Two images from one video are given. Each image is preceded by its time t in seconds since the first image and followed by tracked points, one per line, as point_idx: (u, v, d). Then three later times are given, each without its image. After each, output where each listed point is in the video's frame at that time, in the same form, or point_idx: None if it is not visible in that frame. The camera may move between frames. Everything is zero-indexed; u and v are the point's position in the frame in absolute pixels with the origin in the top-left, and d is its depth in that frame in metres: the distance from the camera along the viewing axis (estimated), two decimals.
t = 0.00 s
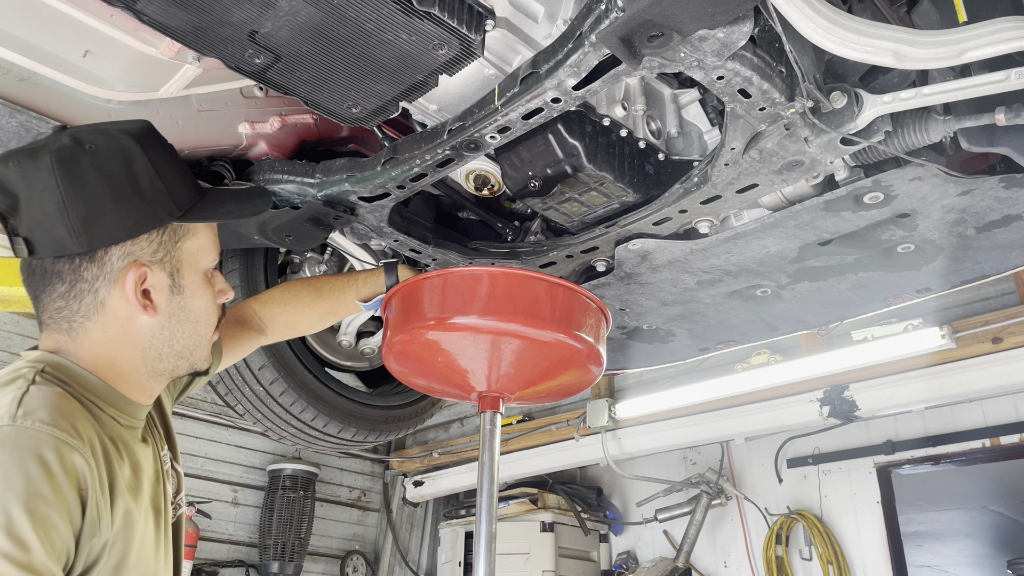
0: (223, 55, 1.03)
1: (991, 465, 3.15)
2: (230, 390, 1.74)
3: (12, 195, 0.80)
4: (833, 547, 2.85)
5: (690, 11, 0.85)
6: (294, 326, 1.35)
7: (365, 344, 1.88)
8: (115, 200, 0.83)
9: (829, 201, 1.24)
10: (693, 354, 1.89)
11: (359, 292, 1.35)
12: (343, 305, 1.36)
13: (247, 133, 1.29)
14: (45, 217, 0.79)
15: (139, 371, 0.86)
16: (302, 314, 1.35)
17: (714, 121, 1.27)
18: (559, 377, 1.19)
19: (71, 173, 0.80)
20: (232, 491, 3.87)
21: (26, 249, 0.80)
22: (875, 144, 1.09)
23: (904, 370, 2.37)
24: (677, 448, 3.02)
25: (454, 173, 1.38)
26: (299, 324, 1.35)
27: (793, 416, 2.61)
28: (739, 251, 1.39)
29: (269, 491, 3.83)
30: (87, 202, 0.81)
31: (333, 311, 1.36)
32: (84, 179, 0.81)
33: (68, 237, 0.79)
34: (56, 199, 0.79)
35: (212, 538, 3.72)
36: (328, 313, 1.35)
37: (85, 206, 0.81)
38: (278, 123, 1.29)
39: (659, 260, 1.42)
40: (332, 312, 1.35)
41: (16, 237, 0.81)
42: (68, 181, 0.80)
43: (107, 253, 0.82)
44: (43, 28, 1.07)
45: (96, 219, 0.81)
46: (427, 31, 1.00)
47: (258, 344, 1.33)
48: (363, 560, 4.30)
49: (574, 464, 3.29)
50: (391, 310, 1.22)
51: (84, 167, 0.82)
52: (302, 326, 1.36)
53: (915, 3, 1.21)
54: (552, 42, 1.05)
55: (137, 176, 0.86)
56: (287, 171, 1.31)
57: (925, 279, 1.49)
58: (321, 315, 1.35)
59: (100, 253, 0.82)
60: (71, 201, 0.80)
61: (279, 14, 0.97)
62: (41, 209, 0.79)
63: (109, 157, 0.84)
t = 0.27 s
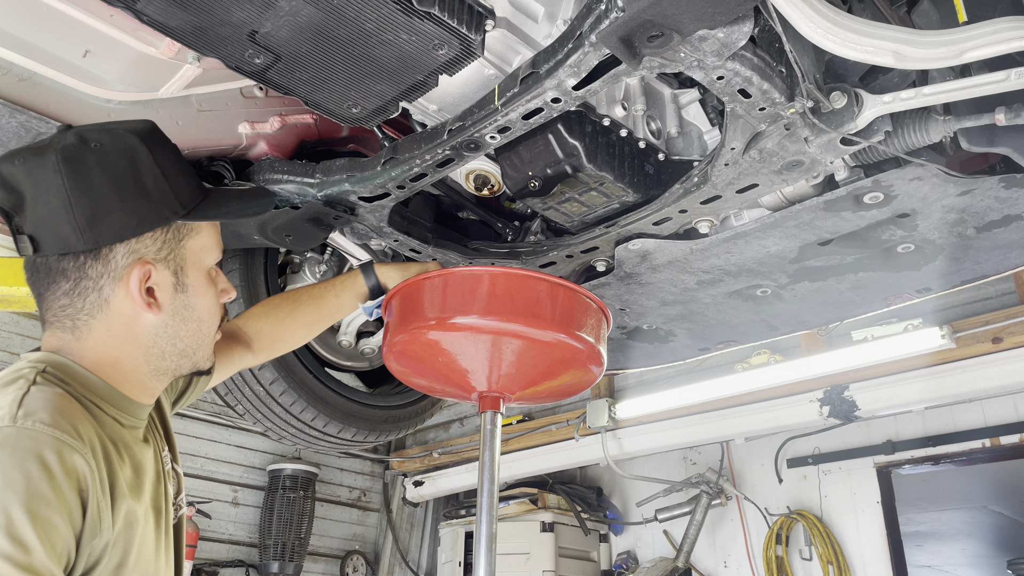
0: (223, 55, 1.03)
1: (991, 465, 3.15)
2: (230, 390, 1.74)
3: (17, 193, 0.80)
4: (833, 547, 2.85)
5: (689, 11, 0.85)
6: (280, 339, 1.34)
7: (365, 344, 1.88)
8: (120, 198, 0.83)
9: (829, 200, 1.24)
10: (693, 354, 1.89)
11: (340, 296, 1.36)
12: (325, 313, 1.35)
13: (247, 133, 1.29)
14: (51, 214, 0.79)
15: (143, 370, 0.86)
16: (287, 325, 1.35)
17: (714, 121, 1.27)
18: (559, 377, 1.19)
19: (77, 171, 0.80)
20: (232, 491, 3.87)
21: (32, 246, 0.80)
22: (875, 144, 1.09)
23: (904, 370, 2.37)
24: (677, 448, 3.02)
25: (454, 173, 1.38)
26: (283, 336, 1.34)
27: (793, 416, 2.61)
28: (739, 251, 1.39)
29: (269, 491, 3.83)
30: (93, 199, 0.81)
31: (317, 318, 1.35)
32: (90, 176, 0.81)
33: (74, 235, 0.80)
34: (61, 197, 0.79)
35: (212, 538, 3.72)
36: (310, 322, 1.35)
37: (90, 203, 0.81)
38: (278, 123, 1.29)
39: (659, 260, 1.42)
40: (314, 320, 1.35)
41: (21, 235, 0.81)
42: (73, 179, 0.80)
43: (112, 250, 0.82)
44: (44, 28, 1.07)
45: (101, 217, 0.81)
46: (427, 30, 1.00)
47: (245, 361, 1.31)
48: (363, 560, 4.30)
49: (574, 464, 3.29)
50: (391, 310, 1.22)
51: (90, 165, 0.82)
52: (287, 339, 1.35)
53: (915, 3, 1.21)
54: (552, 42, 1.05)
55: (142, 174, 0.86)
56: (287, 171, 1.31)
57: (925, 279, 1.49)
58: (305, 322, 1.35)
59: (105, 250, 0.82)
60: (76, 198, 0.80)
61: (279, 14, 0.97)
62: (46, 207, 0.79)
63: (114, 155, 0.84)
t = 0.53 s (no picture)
0: (223, 55, 1.03)
1: (991, 465, 3.15)
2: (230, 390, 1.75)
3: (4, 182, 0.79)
4: (833, 547, 2.85)
5: (689, 10, 0.85)
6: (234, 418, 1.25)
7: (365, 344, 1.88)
8: (108, 187, 0.84)
9: (829, 200, 1.24)
10: (693, 354, 1.89)
11: (276, 352, 1.31)
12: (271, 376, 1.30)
13: (247, 133, 1.29)
14: (40, 202, 0.80)
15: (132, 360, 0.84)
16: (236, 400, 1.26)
17: (714, 121, 1.27)
18: (559, 377, 1.19)
19: (66, 159, 0.81)
20: (232, 491, 3.87)
21: (18, 237, 0.79)
22: (875, 144, 1.09)
23: (904, 369, 2.37)
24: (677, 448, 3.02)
25: (454, 173, 1.38)
26: (237, 413, 1.26)
27: (793, 416, 2.61)
28: (739, 251, 1.39)
29: (269, 491, 3.83)
30: (82, 186, 0.82)
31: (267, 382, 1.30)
32: (79, 165, 0.82)
33: (63, 222, 0.80)
34: (50, 184, 0.80)
35: (212, 538, 3.72)
36: (260, 390, 1.28)
37: (79, 190, 0.81)
38: (278, 123, 1.29)
39: (659, 261, 1.42)
40: (263, 388, 1.29)
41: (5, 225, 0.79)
42: (63, 167, 0.81)
43: (100, 238, 0.82)
44: (43, 28, 1.07)
45: (91, 204, 0.82)
46: (427, 31, 1.00)
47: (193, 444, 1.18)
48: (363, 560, 4.30)
49: (574, 464, 3.29)
50: (391, 310, 1.22)
51: (78, 154, 0.83)
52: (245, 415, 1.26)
53: (915, 3, 1.21)
54: (552, 42, 1.05)
55: (128, 166, 0.88)
56: (287, 171, 1.31)
57: (925, 279, 1.49)
58: (256, 392, 1.28)
59: (93, 239, 0.82)
60: (66, 185, 0.80)
61: (279, 14, 0.97)
62: (35, 195, 0.80)
63: (102, 147, 0.86)
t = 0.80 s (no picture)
0: (223, 54, 1.03)
1: (991, 465, 3.15)
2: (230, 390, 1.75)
3: None
4: (833, 547, 2.85)
5: (689, 10, 0.85)
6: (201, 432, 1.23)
7: (365, 344, 1.88)
8: (86, 171, 0.84)
9: (830, 201, 1.23)
10: (693, 354, 1.89)
11: (239, 369, 1.34)
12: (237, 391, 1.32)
13: (247, 133, 1.29)
14: (17, 187, 0.79)
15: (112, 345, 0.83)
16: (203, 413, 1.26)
17: (714, 121, 1.26)
18: (559, 377, 1.19)
19: (42, 144, 0.81)
20: (231, 491, 3.87)
21: None
22: (876, 144, 1.09)
23: (904, 370, 2.37)
24: (677, 448, 3.02)
25: (454, 173, 1.37)
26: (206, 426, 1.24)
27: (793, 416, 2.60)
28: (739, 251, 1.39)
29: (269, 492, 3.83)
30: (60, 170, 0.81)
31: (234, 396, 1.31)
32: (56, 150, 0.82)
33: (42, 206, 0.79)
34: (28, 168, 0.79)
35: (212, 538, 3.72)
36: (227, 404, 1.29)
37: (58, 174, 0.81)
38: (278, 123, 1.29)
39: (659, 261, 1.42)
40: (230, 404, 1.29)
41: None
42: (40, 151, 0.81)
43: (79, 222, 0.82)
44: (43, 28, 1.06)
45: (70, 187, 0.81)
46: (427, 30, 1.00)
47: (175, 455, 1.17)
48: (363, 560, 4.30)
49: (574, 465, 3.29)
50: (391, 310, 1.22)
51: (54, 139, 0.83)
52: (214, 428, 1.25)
53: (916, 3, 1.20)
54: (552, 42, 1.04)
55: (103, 151, 0.88)
56: (287, 171, 1.31)
57: (925, 279, 1.49)
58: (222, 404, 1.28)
59: (72, 223, 0.81)
60: (45, 168, 0.80)
61: (279, 14, 0.97)
62: (13, 180, 0.79)
63: (76, 132, 0.86)
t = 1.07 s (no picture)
0: (223, 54, 1.02)
1: (991, 465, 3.15)
2: (229, 390, 1.75)
3: None
4: (834, 547, 2.84)
5: (690, 10, 0.85)
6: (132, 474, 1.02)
7: (365, 344, 1.88)
8: (93, 165, 0.85)
9: (830, 200, 1.23)
10: (694, 355, 1.88)
11: (172, 401, 1.14)
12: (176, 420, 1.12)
13: (247, 133, 1.29)
14: (26, 175, 0.79)
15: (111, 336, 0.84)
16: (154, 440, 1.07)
17: (714, 121, 1.26)
18: (559, 377, 1.19)
19: (52, 137, 0.82)
20: (231, 491, 3.87)
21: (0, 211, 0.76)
22: (876, 144, 1.09)
23: (904, 370, 2.36)
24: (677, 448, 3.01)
25: (454, 173, 1.37)
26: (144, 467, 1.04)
27: (793, 416, 2.60)
28: (740, 251, 1.39)
29: (269, 492, 3.83)
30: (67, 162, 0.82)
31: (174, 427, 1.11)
32: (64, 143, 0.83)
33: (51, 197, 0.79)
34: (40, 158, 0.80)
35: (212, 538, 3.72)
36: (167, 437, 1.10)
37: (65, 165, 0.82)
38: (278, 123, 1.29)
39: (659, 261, 1.42)
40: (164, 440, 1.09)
41: None
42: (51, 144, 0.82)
43: (82, 213, 0.82)
44: (43, 28, 1.06)
45: (77, 180, 0.83)
46: (427, 30, 1.00)
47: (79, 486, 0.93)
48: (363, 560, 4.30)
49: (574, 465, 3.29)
50: (391, 310, 1.21)
51: (62, 134, 0.84)
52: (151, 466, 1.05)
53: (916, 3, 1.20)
54: (552, 41, 1.04)
55: (107, 146, 0.89)
56: (287, 171, 1.31)
57: (926, 279, 1.48)
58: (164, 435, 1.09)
59: (76, 213, 0.82)
60: (55, 161, 0.81)
61: (279, 14, 0.97)
62: (22, 168, 0.79)
63: (83, 128, 0.87)
